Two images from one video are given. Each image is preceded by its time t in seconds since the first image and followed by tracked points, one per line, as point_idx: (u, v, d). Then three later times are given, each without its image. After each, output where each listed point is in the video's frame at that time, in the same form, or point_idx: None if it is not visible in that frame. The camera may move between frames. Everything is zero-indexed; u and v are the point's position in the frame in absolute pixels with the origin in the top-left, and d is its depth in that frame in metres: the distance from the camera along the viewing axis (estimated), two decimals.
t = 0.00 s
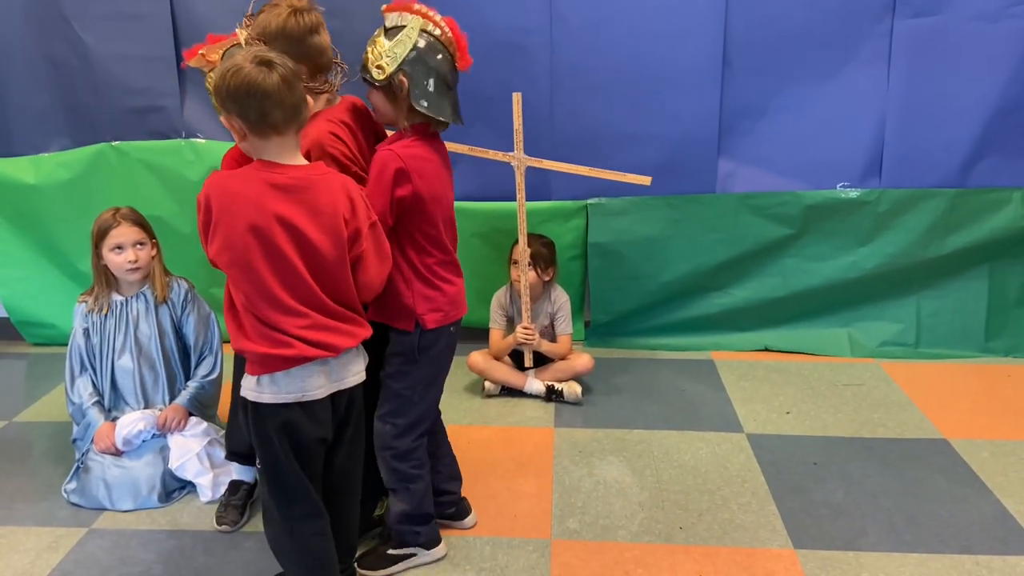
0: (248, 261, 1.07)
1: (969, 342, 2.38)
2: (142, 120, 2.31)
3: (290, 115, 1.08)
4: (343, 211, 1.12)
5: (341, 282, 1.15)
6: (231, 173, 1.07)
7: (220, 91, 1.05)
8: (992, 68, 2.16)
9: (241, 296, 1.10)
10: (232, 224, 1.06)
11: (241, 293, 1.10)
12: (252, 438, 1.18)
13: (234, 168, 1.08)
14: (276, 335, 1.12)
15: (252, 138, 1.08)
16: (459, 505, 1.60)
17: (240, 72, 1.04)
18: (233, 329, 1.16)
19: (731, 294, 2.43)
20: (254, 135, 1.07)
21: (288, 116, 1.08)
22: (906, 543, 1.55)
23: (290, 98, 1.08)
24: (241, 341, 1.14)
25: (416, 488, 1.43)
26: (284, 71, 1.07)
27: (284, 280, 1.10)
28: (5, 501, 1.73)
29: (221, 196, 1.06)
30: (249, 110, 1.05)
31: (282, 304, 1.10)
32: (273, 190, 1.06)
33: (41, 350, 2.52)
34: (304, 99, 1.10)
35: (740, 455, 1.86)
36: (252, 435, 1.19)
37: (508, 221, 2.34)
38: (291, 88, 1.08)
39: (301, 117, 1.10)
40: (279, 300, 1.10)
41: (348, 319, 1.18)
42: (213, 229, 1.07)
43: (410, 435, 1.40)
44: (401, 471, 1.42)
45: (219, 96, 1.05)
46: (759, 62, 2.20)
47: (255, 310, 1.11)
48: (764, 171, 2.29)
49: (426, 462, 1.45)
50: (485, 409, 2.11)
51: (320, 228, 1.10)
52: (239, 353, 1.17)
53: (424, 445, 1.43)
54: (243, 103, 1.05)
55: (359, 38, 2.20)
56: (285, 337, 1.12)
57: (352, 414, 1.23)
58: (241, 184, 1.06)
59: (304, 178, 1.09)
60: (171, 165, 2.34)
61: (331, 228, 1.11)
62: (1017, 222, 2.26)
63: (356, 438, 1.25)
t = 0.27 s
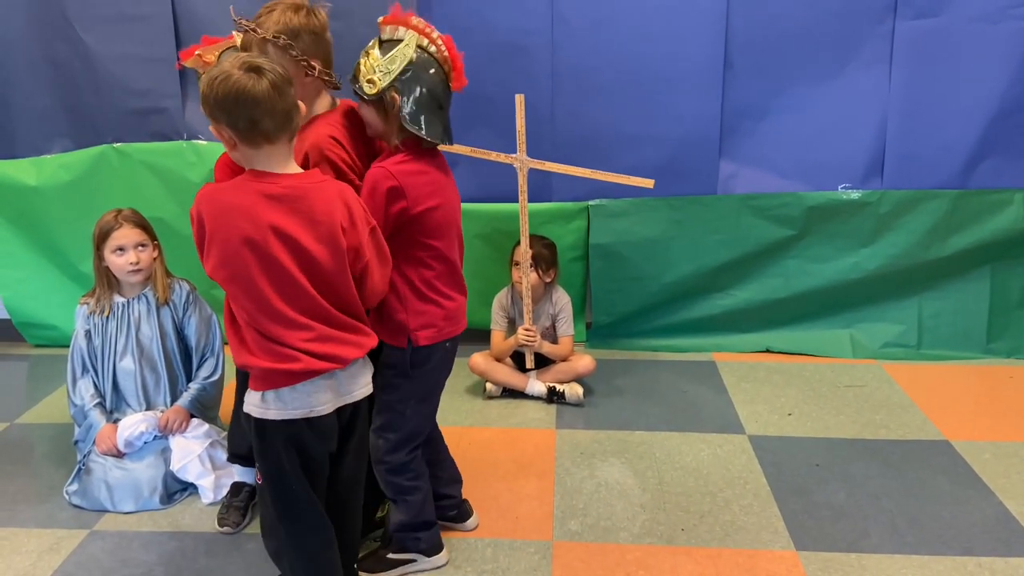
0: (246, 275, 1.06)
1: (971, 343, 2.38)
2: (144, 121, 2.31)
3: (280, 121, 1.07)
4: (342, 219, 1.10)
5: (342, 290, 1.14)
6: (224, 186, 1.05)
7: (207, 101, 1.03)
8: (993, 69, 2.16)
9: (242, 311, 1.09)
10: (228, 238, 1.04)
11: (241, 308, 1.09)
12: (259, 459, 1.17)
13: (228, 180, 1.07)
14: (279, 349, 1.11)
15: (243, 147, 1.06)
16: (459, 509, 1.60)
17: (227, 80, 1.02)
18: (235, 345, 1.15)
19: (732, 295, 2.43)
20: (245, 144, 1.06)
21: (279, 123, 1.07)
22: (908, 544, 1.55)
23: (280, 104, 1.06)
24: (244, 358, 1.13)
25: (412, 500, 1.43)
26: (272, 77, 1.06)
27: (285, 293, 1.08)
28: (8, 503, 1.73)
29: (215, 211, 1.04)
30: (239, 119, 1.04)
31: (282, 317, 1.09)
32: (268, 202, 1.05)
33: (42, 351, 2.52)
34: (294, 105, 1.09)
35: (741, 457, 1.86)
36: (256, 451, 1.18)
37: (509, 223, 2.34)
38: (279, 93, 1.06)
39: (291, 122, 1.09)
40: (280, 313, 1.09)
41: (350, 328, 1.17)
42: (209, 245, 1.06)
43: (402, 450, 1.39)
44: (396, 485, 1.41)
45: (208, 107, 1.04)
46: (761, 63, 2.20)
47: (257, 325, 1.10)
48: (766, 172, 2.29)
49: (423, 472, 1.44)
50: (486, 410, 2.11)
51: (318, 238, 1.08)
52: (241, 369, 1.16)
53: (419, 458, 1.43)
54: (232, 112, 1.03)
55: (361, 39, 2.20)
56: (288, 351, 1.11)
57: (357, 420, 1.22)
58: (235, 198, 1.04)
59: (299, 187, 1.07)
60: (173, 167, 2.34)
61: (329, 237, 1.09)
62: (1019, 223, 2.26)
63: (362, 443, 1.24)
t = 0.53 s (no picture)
0: (259, 281, 1.03)
1: (972, 344, 2.38)
2: (144, 123, 2.31)
3: (291, 123, 1.05)
4: (354, 222, 1.08)
5: (355, 295, 1.12)
6: (237, 189, 1.03)
7: (217, 105, 1.01)
8: (994, 69, 2.16)
9: (253, 317, 1.06)
10: (241, 243, 1.02)
11: (253, 314, 1.06)
12: (265, 463, 1.16)
13: (240, 183, 1.04)
14: (291, 355, 1.08)
15: (255, 150, 1.05)
16: (459, 509, 1.59)
17: (237, 84, 1.01)
18: (246, 350, 1.12)
19: (733, 295, 2.43)
20: (259, 147, 1.04)
21: (290, 122, 1.05)
22: (909, 545, 1.55)
23: (290, 103, 1.05)
24: (255, 363, 1.10)
25: (410, 502, 1.42)
26: (280, 76, 1.04)
27: (298, 298, 1.06)
28: (9, 504, 1.73)
29: (228, 215, 1.02)
30: (252, 122, 1.02)
31: (294, 323, 1.07)
32: (282, 206, 1.03)
33: (44, 352, 2.52)
34: (302, 103, 1.08)
35: (742, 457, 1.86)
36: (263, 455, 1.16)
37: (510, 224, 2.34)
38: (289, 94, 1.04)
39: (301, 122, 1.08)
40: (292, 318, 1.06)
41: (362, 334, 1.15)
42: (221, 249, 1.04)
43: (399, 452, 1.39)
44: (394, 486, 1.41)
45: (219, 113, 1.02)
46: (761, 64, 2.20)
47: (268, 331, 1.07)
48: (766, 173, 2.29)
49: (423, 475, 1.43)
50: (487, 411, 2.11)
51: (332, 241, 1.06)
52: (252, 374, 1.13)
53: (416, 461, 1.42)
54: (245, 115, 1.02)
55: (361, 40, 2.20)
56: (300, 356, 1.08)
57: (368, 430, 1.21)
58: (248, 202, 1.02)
59: (312, 190, 1.05)
60: (174, 168, 2.34)
61: (343, 240, 1.07)
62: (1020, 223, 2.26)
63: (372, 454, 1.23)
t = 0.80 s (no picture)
0: (281, 276, 1.03)
1: (973, 344, 2.37)
2: (145, 124, 2.31)
3: (308, 124, 1.05)
4: (374, 218, 1.09)
5: (373, 291, 1.12)
6: (259, 185, 1.03)
7: (235, 102, 1.02)
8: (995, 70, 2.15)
9: (271, 313, 1.06)
10: (264, 238, 1.02)
11: (272, 310, 1.06)
12: (278, 456, 1.15)
13: (261, 180, 1.05)
14: (310, 351, 1.08)
15: (270, 148, 1.05)
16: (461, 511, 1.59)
17: (252, 82, 1.01)
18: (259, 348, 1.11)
19: (734, 296, 2.43)
20: (273, 146, 1.04)
21: (306, 124, 1.05)
22: (911, 547, 1.54)
23: (307, 105, 1.04)
24: (271, 359, 1.09)
25: (416, 506, 1.43)
26: (298, 78, 1.03)
27: (318, 294, 1.06)
28: (10, 505, 1.73)
29: (251, 210, 1.02)
30: (266, 122, 1.02)
31: (314, 319, 1.07)
32: (306, 201, 1.03)
33: (44, 354, 2.52)
34: (321, 105, 1.06)
35: (743, 458, 1.86)
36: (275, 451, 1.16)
37: (510, 224, 2.34)
38: (308, 96, 1.04)
39: (319, 123, 1.07)
40: (312, 314, 1.06)
41: (378, 331, 1.15)
42: (241, 244, 1.03)
43: (406, 458, 1.39)
44: (401, 491, 1.42)
45: (235, 109, 1.03)
46: (762, 64, 2.20)
47: (286, 328, 1.07)
48: (767, 174, 2.29)
49: (430, 480, 1.44)
50: (488, 412, 2.11)
51: (353, 236, 1.06)
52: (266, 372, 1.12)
53: (425, 466, 1.42)
54: (258, 114, 1.02)
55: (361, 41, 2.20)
56: (319, 352, 1.08)
57: (381, 427, 1.20)
58: (272, 197, 1.02)
59: (334, 186, 1.05)
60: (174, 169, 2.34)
61: (363, 236, 1.07)
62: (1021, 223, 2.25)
63: (383, 452, 1.23)
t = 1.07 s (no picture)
0: (273, 282, 1.03)
1: (972, 344, 2.37)
2: (144, 124, 2.31)
3: (302, 130, 1.03)
4: (368, 223, 1.08)
5: (369, 297, 1.11)
6: (251, 191, 1.03)
7: (230, 104, 1.01)
8: (994, 70, 2.15)
9: (264, 319, 1.06)
10: (256, 244, 1.02)
11: (265, 318, 1.06)
12: (272, 461, 1.15)
13: (254, 185, 1.04)
14: (303, 358, 1.08)
15: (263, 152, 1.03)
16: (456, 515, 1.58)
17: (245, 86, 0.99)
18: (254, 355, 1.11)
19: (733, 296, 2.42)
20: (264, 149, 1.03)
21: (300, 131, 1.03)
22: (910, 547, 1.54)
23: (300, 112, 1.02)
24: (265, 367, 1.09)
25: (419, 509, 1.42)
26: (294, 84, 1.01)
27: (311, 301, 1.05)
28: (8, 506, 1.73)
29: (243, 217, 1.01)
30: (258, 126, 1.01)
31: (308, 326, 1.06)
32: (297, 207, 1.02)
33: (43, 354, 2.52)
34: (318, 112, 1.04)
35: (742, 459, 1.86)
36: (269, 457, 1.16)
37: (509, 225, 2.34)
38: (303, 100, 1.02)
39: (316, 130, 1.05)
40: (305, 321, 1.06)
41: (375, 337, 1.14)
42: (234, 251, 1.03)
43: (411, 459, 1.38)
44: (405, 493, 1.41)
45: (229, 110, 1.02)
46: (761, 64, 2.20)
47: (279, 335, 1.06)
48: (766, 174, 2.28)
49: (434, 482, 1.43)
50: (487, 413, 2.10)
51: (346, 242, 1.06)
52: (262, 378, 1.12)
53: (430, 468, 1.41)
54: (250, 117, 1.01)
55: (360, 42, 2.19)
56: (312, 359, 1.08)
57: (376, 433, 1.21)
58: (264, 203, 1.01)
59: (328, 191, 1.04)
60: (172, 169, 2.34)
61: (358, 242, 1.06)
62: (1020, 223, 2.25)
63: (380, 457, 1.23)
